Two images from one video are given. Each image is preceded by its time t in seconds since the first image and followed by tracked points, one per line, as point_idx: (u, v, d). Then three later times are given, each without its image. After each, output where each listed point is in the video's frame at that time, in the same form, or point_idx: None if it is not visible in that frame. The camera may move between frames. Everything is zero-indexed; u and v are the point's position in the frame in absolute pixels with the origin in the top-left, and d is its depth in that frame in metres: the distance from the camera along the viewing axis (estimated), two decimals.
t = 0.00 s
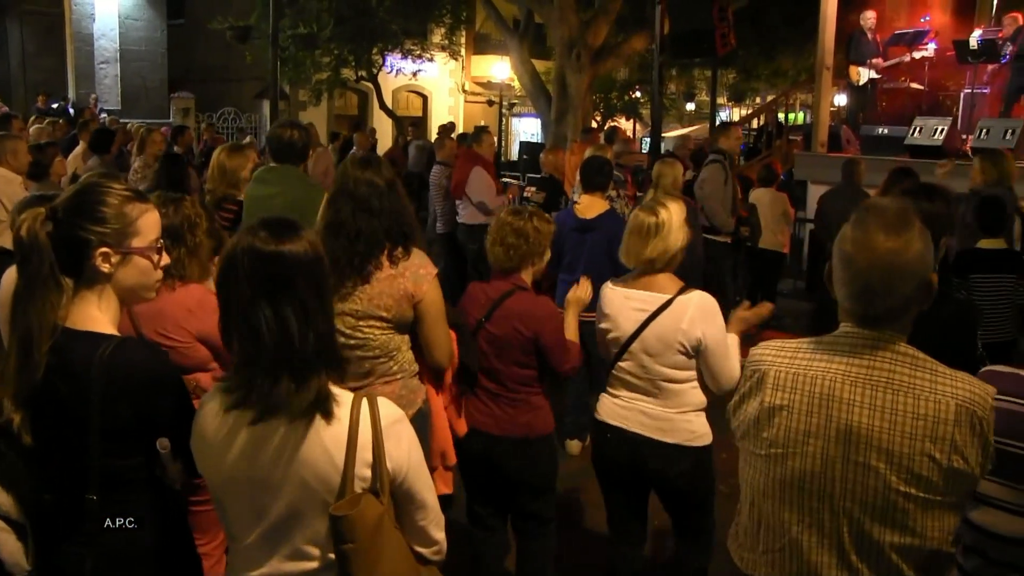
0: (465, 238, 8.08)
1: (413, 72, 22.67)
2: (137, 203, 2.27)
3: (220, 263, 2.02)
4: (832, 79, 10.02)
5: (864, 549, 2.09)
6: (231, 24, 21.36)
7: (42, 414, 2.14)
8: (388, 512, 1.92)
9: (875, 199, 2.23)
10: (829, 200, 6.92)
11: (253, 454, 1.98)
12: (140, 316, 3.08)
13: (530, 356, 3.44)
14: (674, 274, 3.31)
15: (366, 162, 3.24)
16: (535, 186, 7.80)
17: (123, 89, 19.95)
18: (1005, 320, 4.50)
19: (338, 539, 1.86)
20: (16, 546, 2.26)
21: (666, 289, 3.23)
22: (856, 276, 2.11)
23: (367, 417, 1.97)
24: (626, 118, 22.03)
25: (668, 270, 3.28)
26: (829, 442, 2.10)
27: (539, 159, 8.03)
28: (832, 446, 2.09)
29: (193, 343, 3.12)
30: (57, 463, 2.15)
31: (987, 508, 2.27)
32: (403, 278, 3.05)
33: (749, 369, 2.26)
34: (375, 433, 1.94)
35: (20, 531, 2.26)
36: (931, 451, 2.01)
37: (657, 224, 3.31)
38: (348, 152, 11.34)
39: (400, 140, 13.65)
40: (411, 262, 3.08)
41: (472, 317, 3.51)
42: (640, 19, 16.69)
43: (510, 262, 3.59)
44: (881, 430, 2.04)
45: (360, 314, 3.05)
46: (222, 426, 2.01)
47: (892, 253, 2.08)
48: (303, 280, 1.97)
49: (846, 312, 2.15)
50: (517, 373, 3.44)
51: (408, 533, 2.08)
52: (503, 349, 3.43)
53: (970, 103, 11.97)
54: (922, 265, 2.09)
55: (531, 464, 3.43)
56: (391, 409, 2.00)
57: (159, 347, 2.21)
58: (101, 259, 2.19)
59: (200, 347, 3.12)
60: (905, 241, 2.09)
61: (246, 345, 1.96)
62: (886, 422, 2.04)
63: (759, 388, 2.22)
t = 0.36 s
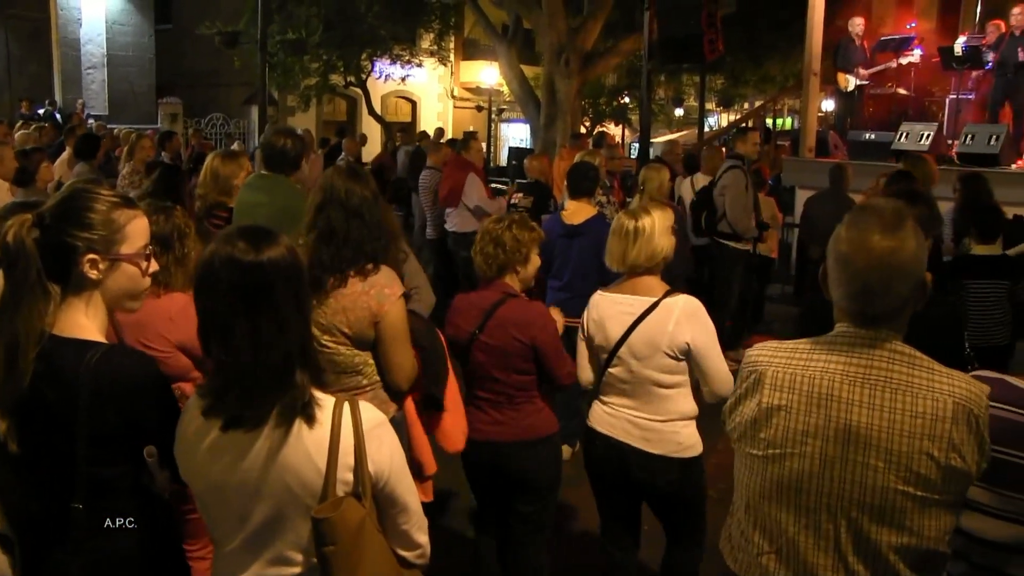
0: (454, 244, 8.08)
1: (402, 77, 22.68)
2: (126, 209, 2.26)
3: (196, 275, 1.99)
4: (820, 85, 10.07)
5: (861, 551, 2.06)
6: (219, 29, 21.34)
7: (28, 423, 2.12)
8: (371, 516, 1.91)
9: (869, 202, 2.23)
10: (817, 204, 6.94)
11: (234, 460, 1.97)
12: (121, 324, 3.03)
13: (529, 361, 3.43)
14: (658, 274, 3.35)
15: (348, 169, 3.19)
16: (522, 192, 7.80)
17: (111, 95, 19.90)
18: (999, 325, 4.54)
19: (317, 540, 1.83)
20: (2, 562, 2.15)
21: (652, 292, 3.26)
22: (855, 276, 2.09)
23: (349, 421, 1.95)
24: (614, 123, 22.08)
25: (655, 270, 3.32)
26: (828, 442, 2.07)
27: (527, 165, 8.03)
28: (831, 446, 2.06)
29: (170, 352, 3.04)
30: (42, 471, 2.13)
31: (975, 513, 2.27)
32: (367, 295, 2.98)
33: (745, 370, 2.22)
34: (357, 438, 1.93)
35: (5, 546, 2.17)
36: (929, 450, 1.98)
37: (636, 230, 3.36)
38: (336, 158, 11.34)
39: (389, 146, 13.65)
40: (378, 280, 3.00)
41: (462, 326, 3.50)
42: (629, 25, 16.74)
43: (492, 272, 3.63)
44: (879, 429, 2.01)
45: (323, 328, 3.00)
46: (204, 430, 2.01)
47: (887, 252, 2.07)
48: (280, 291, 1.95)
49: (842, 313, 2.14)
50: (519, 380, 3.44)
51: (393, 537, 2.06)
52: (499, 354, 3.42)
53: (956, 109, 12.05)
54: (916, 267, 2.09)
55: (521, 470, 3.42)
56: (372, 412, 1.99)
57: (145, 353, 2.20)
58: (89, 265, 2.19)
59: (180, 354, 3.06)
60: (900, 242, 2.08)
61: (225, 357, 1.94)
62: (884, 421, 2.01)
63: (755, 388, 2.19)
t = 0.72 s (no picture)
0: (442, 249, 8.07)
1: (388, 84, 22.67)
2: (107, 216, 2.25)
3: (195, 279, 1.99)
4: (805, 90, 10.13)
5: (819, 550, 2.06)
6: (205, 35, 21.28)
7: (14, 428, 2.09)
8: (356, 530, 1.90)
9: (802, 206, 2.24)
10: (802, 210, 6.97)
11: (223, 467, 1.96)
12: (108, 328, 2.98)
13: (520, 360, 3.48)
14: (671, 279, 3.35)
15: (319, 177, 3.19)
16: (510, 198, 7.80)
17: (96, 101, 19.80)
18: (983, 328, 4.57)
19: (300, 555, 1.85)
20: None
21: (668, 297, 3.25)
22: (790, 281, 2.11)
23: (337, 432, 1.93)
24: (601, 129, 22.15)
25: (667, 274, 3.32)
26: (777, 444, 2.07)
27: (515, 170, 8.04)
28: (780, 448, 2.07)
29: (161, 353, 3.02)
30: (25, 479, 2.10)
31: (960, 519, 2.27)
32: (339, 299, 2.92)
33: (697, 378, 2.23)
34: (345, 449, 1.92)
35: None
36: (876, 448, 1.99)
37: (646, 235, 3.36)
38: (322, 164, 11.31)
39: (376, 152, 13.64)
40: (346, 282, 2.95)
41: (451, 330, 3.46)
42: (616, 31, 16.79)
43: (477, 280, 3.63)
44: (825, 429, 2.02)
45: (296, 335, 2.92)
46: (196, 436, 2.00)
47: (820, 255, 2.08)
48: (279, 298, 1.95)
49: (784, 317, 2.15)
50: (510, 381, 3.48)
51: (380, 549, 2.05)
52: (489, 357, 3.43)
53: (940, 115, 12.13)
54: (848, 266, 2.09)
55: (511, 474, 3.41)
56: (362, 424, 1.97)
57: (131, 360, 2.18)
58: (64, 272, 2.16)
59: (171, 358, 3.04)
60: (830, 243, 2.09)
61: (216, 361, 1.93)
62: (830, 421, 2.02)
63: (706, 396, 2.19)
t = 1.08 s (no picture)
0: (429, 254, 8.06)
1: (374, 89, 22.65)
2: (96, 224, 2.23)
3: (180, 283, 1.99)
4: (790, 95, 10.18)
5: (774, 548, 2.08)
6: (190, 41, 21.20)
7: None
8: (337, 538, 1.90)
9: (736, 213, 2.31)
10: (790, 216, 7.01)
11: (205, 470, 1.95)
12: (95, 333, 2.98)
13: (510, 365, 3.45)
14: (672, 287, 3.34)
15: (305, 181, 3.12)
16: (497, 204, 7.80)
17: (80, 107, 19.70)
18: (969, 333, 4.60)
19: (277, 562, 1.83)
20: None
21: (671, 308, 3.21)
22: (727, 283, 2.16)
23: (321, 438, 1.93)
24: (587, 134, 22.19)
25: (668, 280, 3.31)
26: (727, 447, 2.08)
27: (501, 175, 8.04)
28: (730, 451, 2.08)
29: (150, 358, 3.02)
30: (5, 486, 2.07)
31: (941, 529, 2.13)
32: (332, 292, 2.93)
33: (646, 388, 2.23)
34: (328, 455, 1.91)
35: None
36: (823, 443, 2.02)
37: (653, 240, 3.36)
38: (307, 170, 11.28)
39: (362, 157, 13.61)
40: (340, 277, 2.96)
41: (443, 332, 3.46)
42: (601, 37, 16.84)
43: (477, 282, 3.53)
44: (773, 428, 2.04)
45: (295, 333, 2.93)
46: (180, 440, 1.99)
47: (755, 257, 2.14)
48: (262, 302, 1.94)
49: (727, 320, 2.19)
50: (497, 384, 3.45)
51: (363, 558, 2.04)
52: (481, 359, 3.42)
53: (923, 120, 12.23)
54: (784, 264, 2.15)
55: (500, 479, 3.40)
56: (347, 431, 1.96)
57: (117, 367, 2.17)
58: (50, 279, 2.15)
59: (160, 361, 3.04)
60: (765, 244, 2.15)
61: (197, 366, 1.93)
62: (778, 420, 2.04)
63: (657, 404, 2.19)
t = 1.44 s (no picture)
0: (417, 260, 8.03)
1: (361, 95, 22.61)
2: (82, 229, 2.22)
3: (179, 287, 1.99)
4: (776, 101, 10.22)
5: (738, 550, 2.08)
6: (177, 47, 21.13)
7: None
8: (334, 543, 1.89)
9: (688, 218, 2.29)
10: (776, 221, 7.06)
11: (200, 477, 1.94)
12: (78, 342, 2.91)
13: (505, 376, 3.44)
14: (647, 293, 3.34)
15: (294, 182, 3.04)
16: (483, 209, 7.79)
17: (65, 113, 19.62)
18: (957, 337, 4.63)
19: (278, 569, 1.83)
20: None
21: (643, 310, 3.24)
22: (682, 289, 2.15)
23: (315, 445, 1.91)
24: (574, 140, 22.22)
25: (645, 287, 3.30)
26: (686, 451, 2.09)
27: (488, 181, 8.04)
28: (689, 455, 2.08)
29: (131, 368, 2.96)
30: None
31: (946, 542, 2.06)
32: (354, 293, 2.96)
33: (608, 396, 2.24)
34: (323, 461, 1.90)
35: None
36: (780, 444, 2.03)
37: (637, 243, 3.30)
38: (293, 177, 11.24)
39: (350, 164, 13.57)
40: (358, 278, 2.99)
41: (439, 343, 3.47)
42: (587, 43, 16.87)
43: (471, 291, 3.53)
44: (729, 431, 2.05)
45: (320, 336, 2.92)
46: (172, 447, 1.99)
47: (707, 262, 2.13)
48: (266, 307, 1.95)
49: (683, 326, 2.19)
50: (493, 394, 3.44)
51: (359, 565, 2.03)
52: (473, 369, 3.41)
53: (908, 126, 12.31)
54: (737, 267, 2.14)
55: (490, 486, 3.40)
56: (341, 437, 1.95)
57: (105, 374, 2.15)
58: (42, 286, 2.13)
59: (141, 373, 2.98)
60: (718, 248, 2.14)
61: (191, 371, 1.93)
62: (735, 423, 2.04)
63: (617, 412, 2.20)
